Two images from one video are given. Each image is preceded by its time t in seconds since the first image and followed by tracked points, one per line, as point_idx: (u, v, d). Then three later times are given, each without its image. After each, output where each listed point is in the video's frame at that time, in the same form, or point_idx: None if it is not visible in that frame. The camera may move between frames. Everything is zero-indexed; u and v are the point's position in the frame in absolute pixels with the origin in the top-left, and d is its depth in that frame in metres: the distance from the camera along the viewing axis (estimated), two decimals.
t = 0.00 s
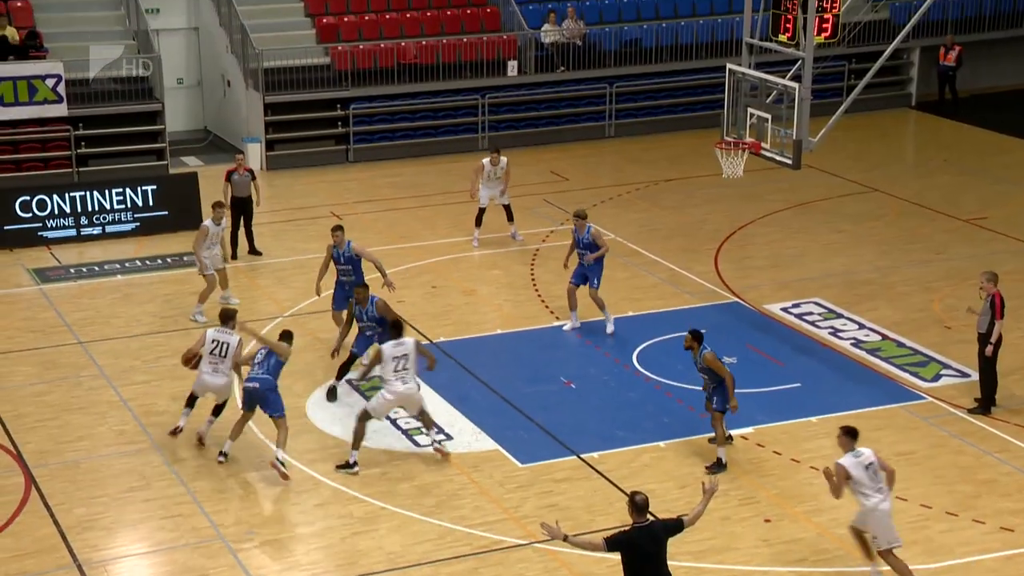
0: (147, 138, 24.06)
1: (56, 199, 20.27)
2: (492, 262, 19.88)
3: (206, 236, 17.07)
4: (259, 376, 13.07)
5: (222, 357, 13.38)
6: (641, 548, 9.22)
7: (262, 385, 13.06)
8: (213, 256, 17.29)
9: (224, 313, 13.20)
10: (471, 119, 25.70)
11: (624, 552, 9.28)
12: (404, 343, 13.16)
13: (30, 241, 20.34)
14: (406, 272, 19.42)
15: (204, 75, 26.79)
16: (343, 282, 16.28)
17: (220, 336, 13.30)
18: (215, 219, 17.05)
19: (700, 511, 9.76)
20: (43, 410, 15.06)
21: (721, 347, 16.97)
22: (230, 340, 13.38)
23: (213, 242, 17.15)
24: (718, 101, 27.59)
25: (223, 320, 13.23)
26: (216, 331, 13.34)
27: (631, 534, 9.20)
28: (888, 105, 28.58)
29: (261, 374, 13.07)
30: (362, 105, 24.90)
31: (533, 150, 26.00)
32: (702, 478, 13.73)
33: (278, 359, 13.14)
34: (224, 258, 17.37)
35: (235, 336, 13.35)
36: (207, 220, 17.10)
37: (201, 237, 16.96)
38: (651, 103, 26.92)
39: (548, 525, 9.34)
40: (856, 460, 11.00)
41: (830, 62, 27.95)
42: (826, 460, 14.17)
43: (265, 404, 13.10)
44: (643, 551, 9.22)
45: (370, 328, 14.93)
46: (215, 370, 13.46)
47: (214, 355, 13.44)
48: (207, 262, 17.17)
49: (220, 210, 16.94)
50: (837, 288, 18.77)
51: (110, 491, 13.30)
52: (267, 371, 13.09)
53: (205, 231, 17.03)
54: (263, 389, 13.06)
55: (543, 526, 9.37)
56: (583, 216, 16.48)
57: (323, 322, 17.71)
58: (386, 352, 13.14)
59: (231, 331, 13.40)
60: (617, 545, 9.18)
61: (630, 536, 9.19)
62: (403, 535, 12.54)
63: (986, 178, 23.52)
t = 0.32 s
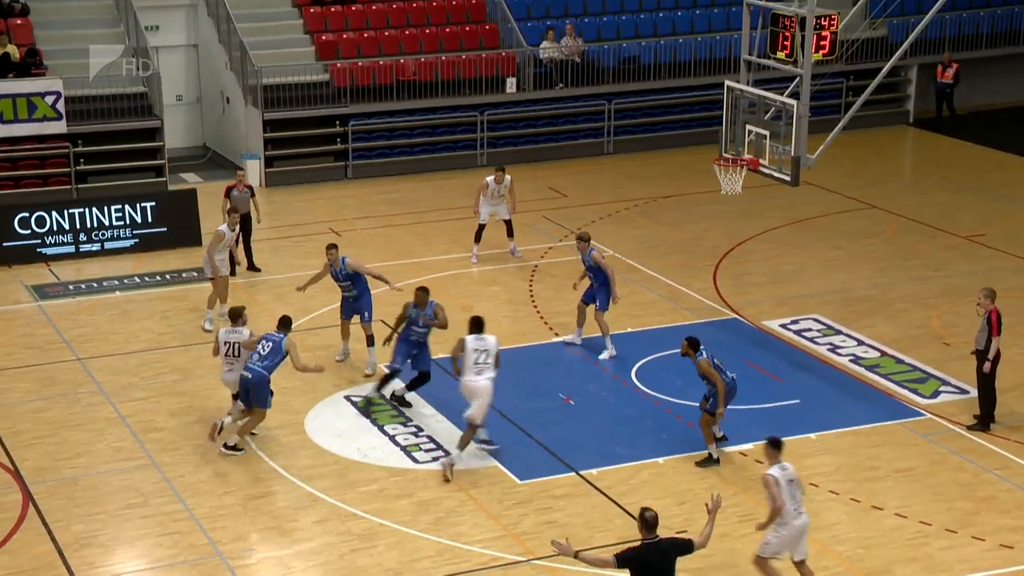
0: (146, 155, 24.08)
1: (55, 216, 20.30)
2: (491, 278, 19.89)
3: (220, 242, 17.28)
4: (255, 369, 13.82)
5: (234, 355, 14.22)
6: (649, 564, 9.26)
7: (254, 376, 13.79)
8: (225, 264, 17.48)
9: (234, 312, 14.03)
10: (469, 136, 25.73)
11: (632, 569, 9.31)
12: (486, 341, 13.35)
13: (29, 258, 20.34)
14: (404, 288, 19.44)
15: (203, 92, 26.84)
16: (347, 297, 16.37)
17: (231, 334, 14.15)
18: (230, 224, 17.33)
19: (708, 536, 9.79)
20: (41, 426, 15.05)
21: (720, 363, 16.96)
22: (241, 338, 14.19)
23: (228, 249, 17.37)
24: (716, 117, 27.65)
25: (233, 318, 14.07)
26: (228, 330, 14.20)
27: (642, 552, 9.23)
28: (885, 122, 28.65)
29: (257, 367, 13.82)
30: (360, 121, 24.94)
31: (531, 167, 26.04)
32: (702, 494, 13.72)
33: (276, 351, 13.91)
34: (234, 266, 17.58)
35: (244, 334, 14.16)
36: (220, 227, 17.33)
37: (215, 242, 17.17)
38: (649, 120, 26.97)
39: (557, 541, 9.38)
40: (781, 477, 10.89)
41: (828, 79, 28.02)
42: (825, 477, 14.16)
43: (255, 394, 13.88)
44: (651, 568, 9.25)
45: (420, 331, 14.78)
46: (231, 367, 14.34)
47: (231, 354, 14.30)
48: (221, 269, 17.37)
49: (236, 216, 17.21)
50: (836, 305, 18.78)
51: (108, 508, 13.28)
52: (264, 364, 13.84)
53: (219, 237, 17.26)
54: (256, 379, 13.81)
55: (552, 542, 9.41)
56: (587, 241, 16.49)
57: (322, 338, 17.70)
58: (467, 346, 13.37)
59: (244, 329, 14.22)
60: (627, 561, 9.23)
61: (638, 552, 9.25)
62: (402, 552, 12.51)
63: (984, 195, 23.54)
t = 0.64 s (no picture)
0: (143, 166, 24.11)
1: (51, 226, 20.32)
2: (487, 289, 19.91)
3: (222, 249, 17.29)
4: (290, 354, 14.62)
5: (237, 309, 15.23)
6: (678, 570, 9.51)
7: (293, 362, 14.61)
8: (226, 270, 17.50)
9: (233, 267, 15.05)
10: (466, 146, 25.77)
11: None
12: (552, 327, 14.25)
13: (25, 268, 20.35)
14: (400, 299, 19.46)
15: (200, 102, 26.88)
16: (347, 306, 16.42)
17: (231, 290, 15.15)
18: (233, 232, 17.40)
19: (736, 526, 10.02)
20: (37, 437, 15.05)
21: (716, 373, 16.96)
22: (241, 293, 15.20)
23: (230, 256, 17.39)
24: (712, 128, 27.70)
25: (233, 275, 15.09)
26: (226, 288, 15.19)
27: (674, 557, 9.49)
28: (881, 132, 28.69)
29: (292, 353, 14.62)
30: (356, 132, 24.95)
31: (528, 177, 26.07)
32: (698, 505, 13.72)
33: (302, 333, 14.62)
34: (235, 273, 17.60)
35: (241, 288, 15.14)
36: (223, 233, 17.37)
37: (219, 248, 17.24)
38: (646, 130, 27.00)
39: (592, 547, 9.54)
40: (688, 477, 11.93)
41: (823, 89, 28.07)
42: (821, 487, 14.16)
43: (296, 378, 14.70)
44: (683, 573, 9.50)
45: (473, 338, 14.87)
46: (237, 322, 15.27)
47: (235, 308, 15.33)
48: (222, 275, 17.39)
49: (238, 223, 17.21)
50: (832, 315, 18.79)
51: (103, 519, 13.29)
52: (297, 348, 14.62)
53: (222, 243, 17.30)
54: (293, 363, 14.63)
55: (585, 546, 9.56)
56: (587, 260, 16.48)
57: (317, 348, 17.71)
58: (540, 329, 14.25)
59: (240, 282, 15.24)
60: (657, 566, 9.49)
61: (668, 559, 9.51)
62: (398, 563, 12.51)
63: (980, 206, 23.57)
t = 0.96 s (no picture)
0: (131, 172, 24.07)
1: (39, 234, 20.29)
2: (475, 295, 19.91)
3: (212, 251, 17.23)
4: (319, 337, 15.27)
5: (231, 303, 15.37)
6: (683, 569, 9.67)
7: (324, 343, 15.32)
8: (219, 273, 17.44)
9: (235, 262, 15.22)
10: (455, 153, 25.78)
11: None
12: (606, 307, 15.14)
13: (13, 275, 20.31)
14: (389, 305, 19.45)
15: (188, 109, 26.85)
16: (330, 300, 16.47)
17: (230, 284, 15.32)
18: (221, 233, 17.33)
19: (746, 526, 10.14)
20: (24, 445, 15.01)
21: (705, 380, 16.97)
22: (237, 286, 15.42)
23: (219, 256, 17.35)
24: (701, 134, 27.74)
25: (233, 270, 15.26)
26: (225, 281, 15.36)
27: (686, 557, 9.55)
28: (869, 139, 28.75)
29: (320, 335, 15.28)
30: (345, 139, 24.96)
31: (517, 183, 26.09)
32: (688, 510, 13.75)
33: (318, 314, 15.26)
34: (229, 274, 17.55)
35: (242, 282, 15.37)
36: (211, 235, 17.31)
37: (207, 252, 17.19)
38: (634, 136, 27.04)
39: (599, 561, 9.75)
40: (590, 476, 11.11)
41: (811, 96, 28.13)
42: (810, 492, 14.19)
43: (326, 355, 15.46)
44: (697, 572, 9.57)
45: (528, 331, 15.02)
46: (230, 316, 15.44)
47: (225, 302, 15.44)
48: (217, 277, 17.33)
49: (224, 224, 17.16)
50: (820, 320, 18.83)
51: (91, 527, 13.26)
52: (321, 329, 15.28)
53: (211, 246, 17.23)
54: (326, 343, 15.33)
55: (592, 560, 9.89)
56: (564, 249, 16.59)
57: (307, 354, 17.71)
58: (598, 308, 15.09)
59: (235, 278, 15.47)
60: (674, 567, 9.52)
61: (673, 559, 9.68)
62: (387, 569, 12.50)
63: (967, 211, 23.63)
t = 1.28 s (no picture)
0: (120, 177, 24.03)
1: (27, 238, 20.24)
2: (465, 299, 19.90)
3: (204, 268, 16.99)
4: (335, 338, 15.62)
5: (223, 341, 15.24)
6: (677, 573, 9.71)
7: (338, 343, 15.67)
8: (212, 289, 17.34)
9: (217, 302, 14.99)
10: (444, 157, 25.78)
11: None
12: (638, 312, 15.38)
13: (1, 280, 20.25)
14: (379, 309, 19.43)
15: (177, 113, 26.82)
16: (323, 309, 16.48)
17: (218, 323, 15.12)
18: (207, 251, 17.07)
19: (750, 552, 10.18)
20: (13, 450, 14.97)
21: (695, 383, 16.99)
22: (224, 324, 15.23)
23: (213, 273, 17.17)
24: (691, 138, 27.78)
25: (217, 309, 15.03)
26: (210, 321, 15.13)
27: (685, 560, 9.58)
28: (858, 143, 28.82)
29: (335, 335, 15.62)
30: (334, 143, 24.94)
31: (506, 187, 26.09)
32: (679, 514, 13.76)
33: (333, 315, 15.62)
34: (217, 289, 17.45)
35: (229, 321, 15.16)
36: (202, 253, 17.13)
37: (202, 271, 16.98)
38: (623, 140, 27.08)
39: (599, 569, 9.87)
40: (507, 475, 11.10)
41: (799, 100, 28.18)
42: (799, 495, 14.21)
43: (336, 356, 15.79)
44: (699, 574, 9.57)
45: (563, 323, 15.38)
46: (222, 353, 15.33)
47: (215, 341, 15.30)
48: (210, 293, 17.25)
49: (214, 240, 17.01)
50: (809, 324, 18.86)
51: (80, 533, 13.23)
52: (337, 329, 15.64)
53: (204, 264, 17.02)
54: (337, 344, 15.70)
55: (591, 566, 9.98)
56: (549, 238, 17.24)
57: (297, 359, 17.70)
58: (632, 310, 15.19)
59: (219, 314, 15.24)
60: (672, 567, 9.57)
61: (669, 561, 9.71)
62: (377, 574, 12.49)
63: (955, 215, 23.69)
